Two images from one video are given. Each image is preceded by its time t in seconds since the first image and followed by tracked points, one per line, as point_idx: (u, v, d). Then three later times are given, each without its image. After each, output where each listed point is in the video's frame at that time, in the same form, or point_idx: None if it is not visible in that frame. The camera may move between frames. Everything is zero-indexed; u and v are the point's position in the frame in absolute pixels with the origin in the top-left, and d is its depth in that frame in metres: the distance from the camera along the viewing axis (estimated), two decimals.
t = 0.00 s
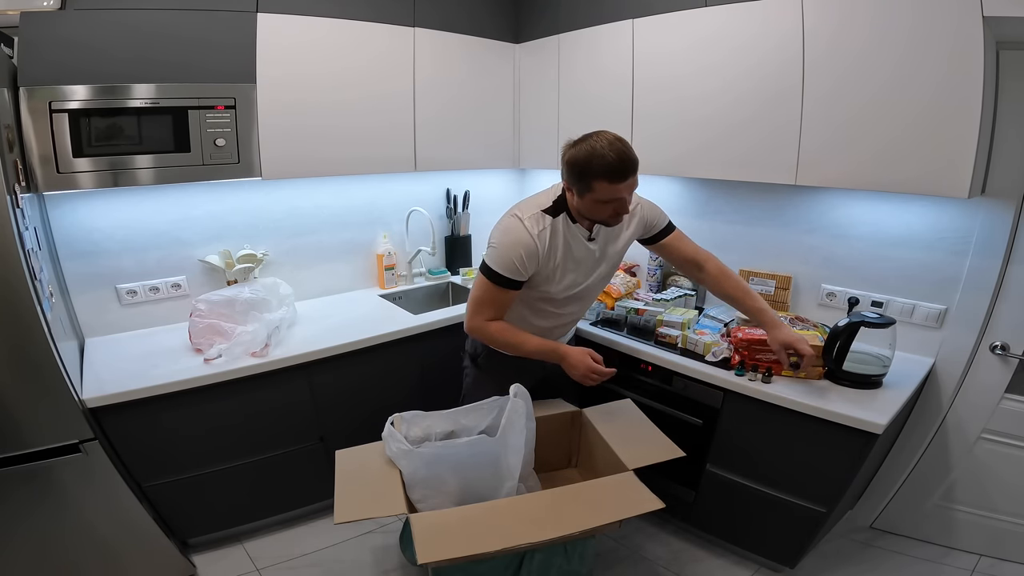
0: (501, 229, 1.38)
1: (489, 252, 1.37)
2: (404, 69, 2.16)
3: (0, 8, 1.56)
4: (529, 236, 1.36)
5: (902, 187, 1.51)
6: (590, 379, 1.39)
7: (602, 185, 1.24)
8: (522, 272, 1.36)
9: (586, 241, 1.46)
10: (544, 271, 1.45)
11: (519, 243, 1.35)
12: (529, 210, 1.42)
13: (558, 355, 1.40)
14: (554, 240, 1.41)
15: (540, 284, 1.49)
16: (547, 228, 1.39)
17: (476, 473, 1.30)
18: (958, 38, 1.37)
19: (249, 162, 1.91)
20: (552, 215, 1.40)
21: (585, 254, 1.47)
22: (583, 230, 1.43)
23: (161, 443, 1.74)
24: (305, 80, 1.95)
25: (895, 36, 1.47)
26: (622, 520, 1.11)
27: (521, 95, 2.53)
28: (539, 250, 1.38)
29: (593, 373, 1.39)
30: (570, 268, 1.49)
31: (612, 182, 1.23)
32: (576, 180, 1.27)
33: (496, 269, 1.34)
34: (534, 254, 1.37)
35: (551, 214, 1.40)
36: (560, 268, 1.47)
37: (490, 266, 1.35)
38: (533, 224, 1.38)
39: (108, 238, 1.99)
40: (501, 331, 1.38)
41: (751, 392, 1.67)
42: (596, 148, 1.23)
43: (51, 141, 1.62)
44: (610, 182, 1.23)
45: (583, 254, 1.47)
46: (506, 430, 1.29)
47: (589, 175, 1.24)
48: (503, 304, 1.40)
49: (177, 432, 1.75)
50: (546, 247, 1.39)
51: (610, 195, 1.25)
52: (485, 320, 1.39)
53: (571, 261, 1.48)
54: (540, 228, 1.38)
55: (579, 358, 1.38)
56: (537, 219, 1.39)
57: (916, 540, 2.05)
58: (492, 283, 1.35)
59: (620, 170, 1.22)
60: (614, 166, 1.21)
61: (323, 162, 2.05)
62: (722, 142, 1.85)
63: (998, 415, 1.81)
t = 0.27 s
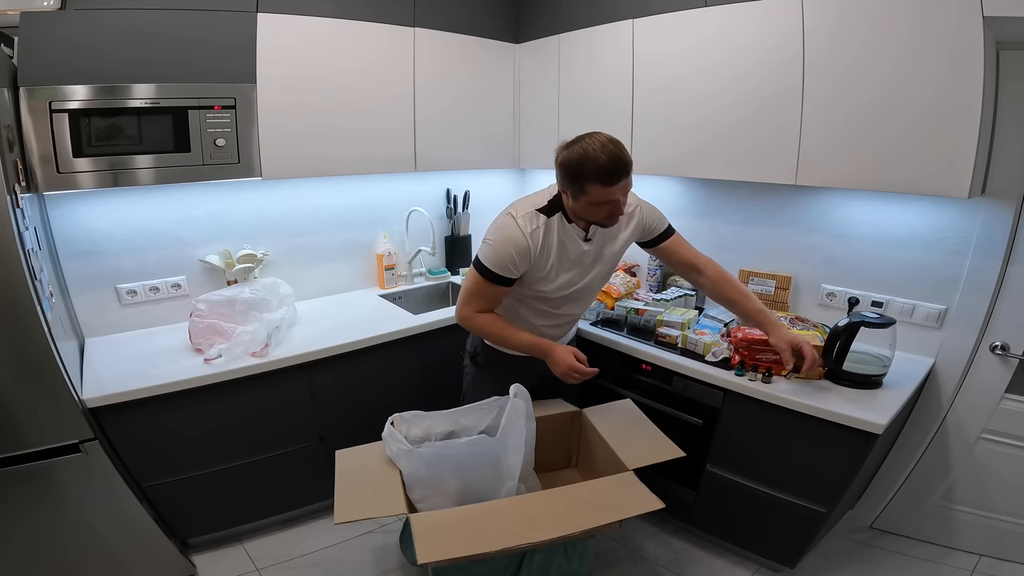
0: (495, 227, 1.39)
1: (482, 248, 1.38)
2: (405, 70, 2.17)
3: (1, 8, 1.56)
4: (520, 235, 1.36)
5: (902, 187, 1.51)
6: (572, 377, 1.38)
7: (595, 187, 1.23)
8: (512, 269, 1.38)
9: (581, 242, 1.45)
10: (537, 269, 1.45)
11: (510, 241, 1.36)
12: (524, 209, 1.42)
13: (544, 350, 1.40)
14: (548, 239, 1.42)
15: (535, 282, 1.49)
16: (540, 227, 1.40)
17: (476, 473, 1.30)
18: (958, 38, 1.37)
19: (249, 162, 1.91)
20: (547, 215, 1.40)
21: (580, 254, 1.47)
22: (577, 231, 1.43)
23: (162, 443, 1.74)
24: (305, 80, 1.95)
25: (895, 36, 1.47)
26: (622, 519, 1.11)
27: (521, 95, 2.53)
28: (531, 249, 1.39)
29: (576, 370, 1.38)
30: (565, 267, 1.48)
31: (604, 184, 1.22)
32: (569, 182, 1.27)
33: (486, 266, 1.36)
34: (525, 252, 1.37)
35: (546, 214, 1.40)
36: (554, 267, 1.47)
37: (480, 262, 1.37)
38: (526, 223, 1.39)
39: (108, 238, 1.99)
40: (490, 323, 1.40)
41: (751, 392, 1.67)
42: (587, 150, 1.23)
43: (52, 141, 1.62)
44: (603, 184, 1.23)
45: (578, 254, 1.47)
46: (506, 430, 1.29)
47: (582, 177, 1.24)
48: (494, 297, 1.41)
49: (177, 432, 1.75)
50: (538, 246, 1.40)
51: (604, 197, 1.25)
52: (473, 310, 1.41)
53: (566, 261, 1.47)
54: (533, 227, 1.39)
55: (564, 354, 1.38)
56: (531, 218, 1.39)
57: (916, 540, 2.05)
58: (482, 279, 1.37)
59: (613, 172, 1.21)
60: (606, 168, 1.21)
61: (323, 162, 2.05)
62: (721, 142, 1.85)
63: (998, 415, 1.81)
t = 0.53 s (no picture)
0: (490, 226, 1.41)
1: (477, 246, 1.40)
2: (405, 70, 2.16)
3: (0, 7, 1.56)
4: (515, 234, 1.37)
5: (902, 187, 1.51)
6: (564, 375, 1.38)
7: (587, 190, 1.24)
8: (506, 268, 1.39)
9: (577, 241, 1.45)
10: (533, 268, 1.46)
11: (505, 239, 1.37)
12: (520, 208, 1.43)
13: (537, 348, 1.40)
14: (543, 238, 1.42)
15: (531, 281, 1.50)
16: (536, 227, 1.40)
17: (476, 473, 1.30)
18: (958, 37, 1.37)
19: (249, 162, 1.91)
20: (542, 214, 1.41)
21: (576, 253, 1.47)
22: (573, 230, 1.42)
23: (162, 443, 1.74)
24: (305, 80, 1.95)
25: (895, 36, 1.47)
26: (622, 520, 1.11)
27: (521, 95, 2.52)
28: (526, 248, 1.39)
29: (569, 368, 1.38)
30: (561, 267, 1.48)
31: (597, 187, 1.22)
32: (563, 184, 1.27)
33: (481, 264, 1.37)
34: (519, 251, 1.38)
35: (541, 213, 1.41)
36: (549, 266, 1.47)
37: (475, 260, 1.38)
38: (520, 222, 1.40)
39: (108, 238, 1.99)
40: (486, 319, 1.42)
41: (751, 392, 1.67)
42: (580, 152, 1.22)
43: (51, 141, 1.62)
44: (596, 187, 1.22)
45: (573, 253, 1.47)
46: (506, 429, 1.29)
47: (574, 179, 1.23)
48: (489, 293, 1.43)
49: (177, 431, 1.75)
50: (533, 245, 1.40)
51: (597, 199, 1.26)
52: (468, 307, 1.43)
53: (561, 261, 1.47)
54: (528, 225, 1.39)
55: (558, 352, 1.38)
56: (525, 216, 1.40)
57: (916, 540, 2.05)
58: (476, 276, 1.39)
59: (605, 176, 1.21)
60: (599, 171, 1.21)
61: (323, 162, 2.05)
62: (722, 142, 1.85)
63: (998, 415, 1.81)
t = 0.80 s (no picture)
0: (483, 222, 1.41)
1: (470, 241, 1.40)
2: (405, 70, 2.17)
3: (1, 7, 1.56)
4: (507, 231, 1.37)
5: (902, 187, 1.51)
6: (556, 371, 1.39)
7: (555, 184, 1.24)
8: (499, 264, 1.39)
9: (570, 239, 1.44)
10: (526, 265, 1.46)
11: (496, 236, 1.36)
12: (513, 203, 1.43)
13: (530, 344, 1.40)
14: (536, 236, 1.42)
15: (523, 279, 1.50)
16: (527, 223, 1.40)
17: (476, 473, 1.30)
18: (958, 37, 1.37)
19: (249, 162, 1.91)
20: (534, 211, 1.40)
21: (569, 251, 1.46)
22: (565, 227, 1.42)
23: (162, 443, 1.74)
24: (305, 80, 1.95)
25: (895, 36, 1.47)
26: (622, 520, 1.11)
27: (521, 95, 2.52)
28: (517, 245, 1.39)
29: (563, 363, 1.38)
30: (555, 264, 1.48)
31: (570, 184, 1.22)
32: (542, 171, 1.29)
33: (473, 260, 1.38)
34: (511, 248, 1.38)
35: (533, 210, 1.40)
36: (543, 264, 1.46)
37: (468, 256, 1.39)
38: (512, 218, 1.39)
39: (108, 238, 1.99)
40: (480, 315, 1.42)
41: (751, 392, 1.67)
42: (565, 145, 1.22)
43: (51, 141, 1.62)
44: (569, 184, 1.22)
45: (566, 251, 1.46)
46: (506, 429, 1.29)
47: (547, 170, 1.25)
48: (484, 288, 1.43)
49: (177, 431, 1.75)
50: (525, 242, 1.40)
51: (563, 195, 1.26)
52: (462, 302, 1.43)
53: (554, 259, 1.47)
54: (521, 222, 1.39)
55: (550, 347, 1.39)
56: (517, 213, 1.40)
57: (916, 540, 2.05)
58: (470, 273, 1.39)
59: (572, 176, 1.21)
60: (575, 168, 1.20)
61: (323, 162, 2.05)
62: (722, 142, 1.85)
63: (998, 415, 1.81)
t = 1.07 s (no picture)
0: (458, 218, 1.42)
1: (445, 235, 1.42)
2: (405, 70, 2.17)
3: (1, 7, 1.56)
4: (479, 227, 1.38)
5: (902, 187, 1.51)
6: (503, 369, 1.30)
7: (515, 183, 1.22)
8: (471, 258, 1.40)
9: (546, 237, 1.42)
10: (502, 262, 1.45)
11: (467, 231, 1.37)
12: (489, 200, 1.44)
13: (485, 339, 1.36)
14: (511, 233, 1.41)
15: (502, 274, 1.49)
16: (500, 220, 1.40)
17: (477, 473, 1.30)
18: (958, 37, 1.37)
19: (249, 162, 1.91)
20: (508, 208, 1.40)
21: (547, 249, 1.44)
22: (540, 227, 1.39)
23: (162, 443, 1.74)
24: (305, 80, 1.95)
25: (895, 36, 1.47)
26: (622, 520, 1.11)
27: (521, 95, 2.53)
28: (489, 241, 1.39)
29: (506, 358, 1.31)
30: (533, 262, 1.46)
31: (527, 187, 1.19)
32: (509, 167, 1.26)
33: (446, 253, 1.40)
34: (482, 244, 1.39)
35: (507, 207, 1.40)
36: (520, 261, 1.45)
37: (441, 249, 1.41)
38: (485, 214, 1.40)
39: (108, 238, 1.99)
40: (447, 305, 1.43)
41: (751, 392, 1.67)
42: (530, 143, 1.19)
43: (51, 141, 1.62)
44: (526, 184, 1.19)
45: (544, 248, 1.44)
46: (506, 429, 1.29)
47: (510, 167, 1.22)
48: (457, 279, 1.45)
49: (177, 431, 1.75)
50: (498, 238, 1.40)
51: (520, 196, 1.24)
52: (435, 291, 1.45)
53: (531, 254, 1.45)
54: (494, 219, 1.39)
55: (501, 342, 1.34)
56: (491, 209, 1.40)
57: (916, 540, 2.05)
58: (443, 266, 1.41)
59: (530, 179, 1.18)
60: (533, 168, 1.16)
61: (324, 163, 2.05)
62: (722, 142, 1.85)
63: (998, 415, 1.81)
